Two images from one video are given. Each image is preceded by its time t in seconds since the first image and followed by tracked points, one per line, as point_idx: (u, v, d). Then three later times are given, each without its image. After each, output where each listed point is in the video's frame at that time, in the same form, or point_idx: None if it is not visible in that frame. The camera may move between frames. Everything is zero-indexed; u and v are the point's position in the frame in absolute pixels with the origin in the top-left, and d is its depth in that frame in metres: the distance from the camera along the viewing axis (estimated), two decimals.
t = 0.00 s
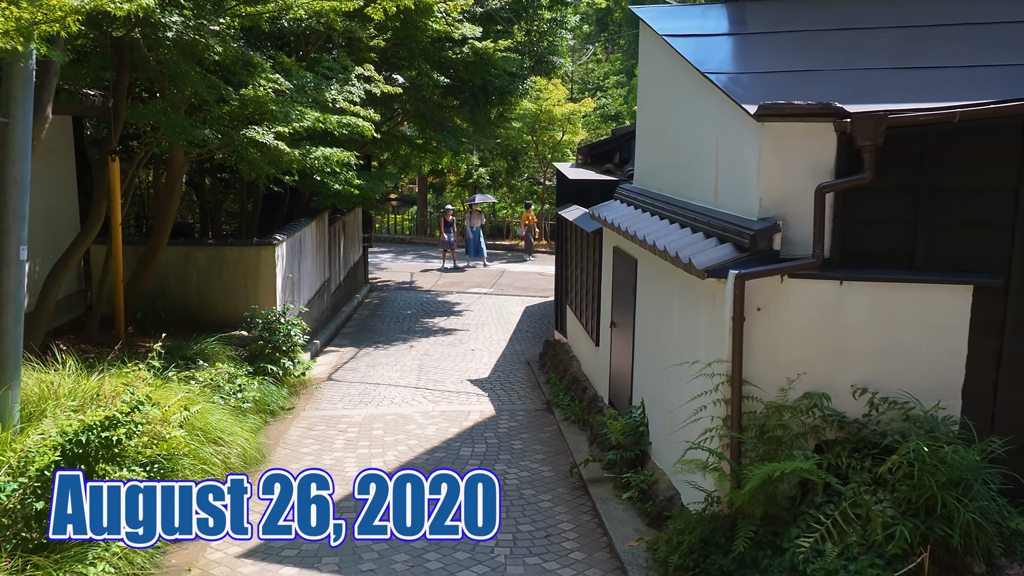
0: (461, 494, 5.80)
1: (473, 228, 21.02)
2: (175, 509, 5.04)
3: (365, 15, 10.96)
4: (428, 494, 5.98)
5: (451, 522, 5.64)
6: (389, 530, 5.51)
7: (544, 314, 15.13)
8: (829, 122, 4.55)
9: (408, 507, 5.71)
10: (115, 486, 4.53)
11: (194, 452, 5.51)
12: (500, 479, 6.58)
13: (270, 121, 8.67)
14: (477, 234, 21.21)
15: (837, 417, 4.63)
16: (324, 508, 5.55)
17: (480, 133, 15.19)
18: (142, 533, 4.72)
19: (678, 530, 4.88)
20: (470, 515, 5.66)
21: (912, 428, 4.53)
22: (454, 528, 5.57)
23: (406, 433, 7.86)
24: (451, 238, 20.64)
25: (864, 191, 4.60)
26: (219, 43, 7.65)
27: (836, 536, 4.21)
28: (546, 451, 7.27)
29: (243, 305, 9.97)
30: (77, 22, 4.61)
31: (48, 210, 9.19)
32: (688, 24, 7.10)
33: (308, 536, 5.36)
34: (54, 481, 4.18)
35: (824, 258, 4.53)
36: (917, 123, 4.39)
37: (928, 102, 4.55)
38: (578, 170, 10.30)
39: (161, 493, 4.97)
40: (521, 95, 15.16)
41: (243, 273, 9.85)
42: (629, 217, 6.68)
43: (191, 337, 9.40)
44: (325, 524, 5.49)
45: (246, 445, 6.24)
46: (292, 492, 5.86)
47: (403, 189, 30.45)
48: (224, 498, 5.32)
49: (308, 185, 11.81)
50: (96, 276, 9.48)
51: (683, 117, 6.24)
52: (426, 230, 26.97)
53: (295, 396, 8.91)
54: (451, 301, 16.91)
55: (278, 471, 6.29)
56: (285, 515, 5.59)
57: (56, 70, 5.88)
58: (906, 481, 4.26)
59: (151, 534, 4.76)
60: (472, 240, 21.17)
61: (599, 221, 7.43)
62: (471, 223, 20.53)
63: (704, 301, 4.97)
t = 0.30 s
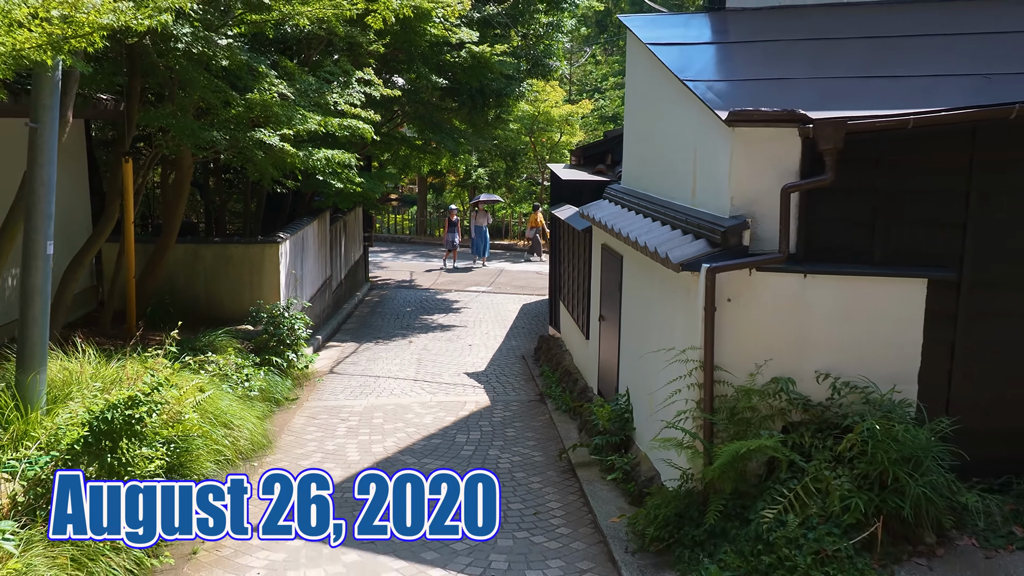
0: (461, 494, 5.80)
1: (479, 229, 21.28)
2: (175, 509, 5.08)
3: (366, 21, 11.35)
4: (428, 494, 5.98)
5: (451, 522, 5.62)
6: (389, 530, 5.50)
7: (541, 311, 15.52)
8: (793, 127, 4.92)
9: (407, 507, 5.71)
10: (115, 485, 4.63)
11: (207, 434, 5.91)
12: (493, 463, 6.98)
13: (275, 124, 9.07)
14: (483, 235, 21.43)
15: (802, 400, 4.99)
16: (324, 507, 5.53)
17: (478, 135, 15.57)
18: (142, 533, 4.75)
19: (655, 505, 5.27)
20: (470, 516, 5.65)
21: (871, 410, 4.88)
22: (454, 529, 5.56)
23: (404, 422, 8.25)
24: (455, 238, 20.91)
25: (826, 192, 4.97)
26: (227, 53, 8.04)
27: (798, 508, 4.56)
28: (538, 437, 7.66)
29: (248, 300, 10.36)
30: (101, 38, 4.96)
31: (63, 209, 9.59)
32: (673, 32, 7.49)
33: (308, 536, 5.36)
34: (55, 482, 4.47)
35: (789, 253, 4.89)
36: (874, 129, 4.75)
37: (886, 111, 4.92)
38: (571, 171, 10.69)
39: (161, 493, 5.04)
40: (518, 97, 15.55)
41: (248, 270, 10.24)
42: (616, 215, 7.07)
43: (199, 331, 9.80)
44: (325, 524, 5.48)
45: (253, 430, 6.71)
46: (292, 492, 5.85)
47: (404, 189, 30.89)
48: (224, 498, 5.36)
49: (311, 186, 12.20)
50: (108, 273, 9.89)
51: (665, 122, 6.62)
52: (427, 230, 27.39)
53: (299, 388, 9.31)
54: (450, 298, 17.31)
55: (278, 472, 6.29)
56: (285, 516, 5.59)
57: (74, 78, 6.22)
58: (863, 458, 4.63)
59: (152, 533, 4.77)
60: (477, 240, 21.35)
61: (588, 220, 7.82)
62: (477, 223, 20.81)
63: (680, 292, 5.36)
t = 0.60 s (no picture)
0: (461, 495, 5.85)
1: (481, 230, 21.48)
2: (175, 510, 5.18)
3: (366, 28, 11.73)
4: (427, 494, 6.06)
5: (451, 522, 5.68)
6: (389, 530, 5.55)
7: (537, 308, 15.91)
8: (763, 132, 5.29)
9: (407, 507, 5.77)
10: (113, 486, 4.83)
11: (217, 419, 6.30)
12: (487, 450, 7.37)
13: (279, 128, 9.47)
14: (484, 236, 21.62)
15: (772, 386, 5.33)
16: (324, 508, 5.61)
17: (476, 136, 15.95)
18: (142, 532, 4.86)
19: (635, 484, 5.64)
20: (470, 516, 5.70)
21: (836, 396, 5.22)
22: (454, 528, 5.61)
23: (403, 412, 8.65)
24: (456, 238, 21.17)
25: (794, 193, 5.33)
26: (234, 61, 8.44)
27: (766, 485, 4.91)
28: (530, 426, 8.06)
29: (253, 296, 10.75)
30: (121, 53, 5.31)
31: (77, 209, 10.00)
32: (660, 41, 7.87)
33: (308, 537, 5.42)
34: (54, 482, 4.69)
35: (759, 249, 5.25)
36: (837, 134, 5.10)
37: (848, 117, 5.27)
38: (564, 172, 11.09)
39: (161, 493, 5.15)
40: (516, 100, 15.91)
41: (253, 267, 10.63)
42: (604, 214, 7.45)
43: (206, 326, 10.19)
44: (325, 524, 5.54)
45: (260, 418, 7.10)
46: (292, 492, 5.92)
47: (405, 189, 31.30)
48: (224, 498, 5.46)
49: (314, 186, 12.58)
50: (119, 271, 10.30)
51: (649, 127, 7.00)
52: (426, 229, 27.80)
53: (302, 380, 9.70)
54: (449, 296, 17.70)
55: (278, 472, 6.37)
56: (285, 516, 5.66)
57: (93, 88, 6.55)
58: (827, 439, 4.97)
59: (151, 532, 4.89)
60: (479, 239, 21.57)
61: (578, 219, 8.20)
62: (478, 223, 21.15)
63: (660, 286, 5.74)
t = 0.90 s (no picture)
0: (461, 494, 5.87)
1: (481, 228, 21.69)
2: (175, 510, 5.26)
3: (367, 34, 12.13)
4: (428, 493, 6.11)
5: (451, 522, 5.71)
6: (389, 530, 5.61)
7: (534, 306, 16.32)
8: (737, 138, 5.69)
9: (407, 507, 5.83)
10: (114, 485, 4.97)
11: (227, 407, 6.71)
12: (482, 438, 7.79)
13: (283, 132, 9.85)
14: (485, 234, 21.81)
15: (745, 374, 5.72)
16: (323, 508, 5.71)
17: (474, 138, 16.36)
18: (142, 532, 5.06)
19: (618, 466, 6.03)
20: (470, 515, 5.72)
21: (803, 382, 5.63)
22: (454, 528, 5.65)
23: (403, 403, 9.07)
24: (456, 238, 21.51)
25: (766, 195, 5.74)
26: (240, 68, 8.83)
27: (738, 464, 5.31)
28: (523, 415, 8.48)
29: (258, 293, 11.14)
30: (140, 65, 5.70)
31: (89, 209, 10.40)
32: (647, 49, 8.27)
33: (308, 536, 5.50)
34: (53, 482, 4.74)
35: (733, 247, 5.65)
36: (805, 140, 5.49)
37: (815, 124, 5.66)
38: (558, 173, 11.51)
39: (161, 493, 5.22)
40: (512, 102, 16.30)
41: (258, 265, 11.04)
42: (593, 214, 7.86)
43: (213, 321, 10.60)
44: (325, 524, 5.62)
45: (266, 406, 7.50)
46: (293, 492, 6.00)
47: (404, 189, 31.71)
48: (224, 498, 5.58)
49: (316, 187, 12.98)
50: (129, 269, 10.71)
51: (634, 132, 7.40)
52: (425, 229, 28.22)
53: (305, 373, 10.10)
54: (448, 294, 18.11)
55: (279, 472, 6.44)
56: (286, 516, 5.74)
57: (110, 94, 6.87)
58: (794, 421, 5.38)
59: (151, 532, 5.08)
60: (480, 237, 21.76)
61: (570, 219, 8.61)
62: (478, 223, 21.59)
63: (642, 281, 6.14)
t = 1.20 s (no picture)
0: (461, 494, 5.85)
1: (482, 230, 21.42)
2: (175, 510, 5.35)
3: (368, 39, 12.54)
4: (428, 494, 6.11)
5: (451, 522, 5.70)
6: (389, 530, 5.60)
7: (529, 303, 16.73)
8: (715, 143, 6.08)
9: (407, 507, 5.83)
10: (113, 485, 5.05)
11: (236, 396, 7.12)
12: (477, 426, 8.21)
13: (286, 135, 10.23)
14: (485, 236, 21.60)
15: (722, 363, 6.14)
16: (323, 508, 5.66)
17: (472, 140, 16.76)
18: (142, 532, 5.15)
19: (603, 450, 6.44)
20: (470, 515, 5.71)
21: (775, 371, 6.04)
22: (454, 528, 5.63)
23: (402, 395, 9.49)
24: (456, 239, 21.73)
25: (741, 197, 6.15)
26: (247, 74, 9.23)
27: (714, 446, 5.72)
28: (516, 406, 8.90)
29: (262, 290, 11.53)
30: (158, 76, 6.11)
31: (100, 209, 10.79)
32: (636, 58, 8.67)
33: (308, 536, 5.47)
34: (53, 482, 4.76)
35: (711, 245, 6.05)
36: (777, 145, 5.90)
37: (786, 130, 6.08)
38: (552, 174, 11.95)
39: (161, 493, 5.35)
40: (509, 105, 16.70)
41: (262, 264, 11.45)
42: (583, 214, 8.26)
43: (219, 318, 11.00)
44: (324, 524, 5.59)
45: (273, 397, 7.91)
46: (293, 492, 6.04)
47: (402, 189, 32.11)
48: (224, 499, 5.60)
49: (317, 187, 13.38)
50: (139, 267, 11.12)
51: (621, 136, 7.81)
52: (422, 229, 28.62)
53: (308, 367, 10.51)
54: (446, 293, 18.52)
55: (279, 472, 6.46)
56: (286, 516, 5.72)
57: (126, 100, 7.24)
58: (765, 406, 5.80)
59: (151, 532, 5.16)
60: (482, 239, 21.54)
61: (561, 219, 9.01)
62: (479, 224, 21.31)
63: (627, 277, 6.55)
